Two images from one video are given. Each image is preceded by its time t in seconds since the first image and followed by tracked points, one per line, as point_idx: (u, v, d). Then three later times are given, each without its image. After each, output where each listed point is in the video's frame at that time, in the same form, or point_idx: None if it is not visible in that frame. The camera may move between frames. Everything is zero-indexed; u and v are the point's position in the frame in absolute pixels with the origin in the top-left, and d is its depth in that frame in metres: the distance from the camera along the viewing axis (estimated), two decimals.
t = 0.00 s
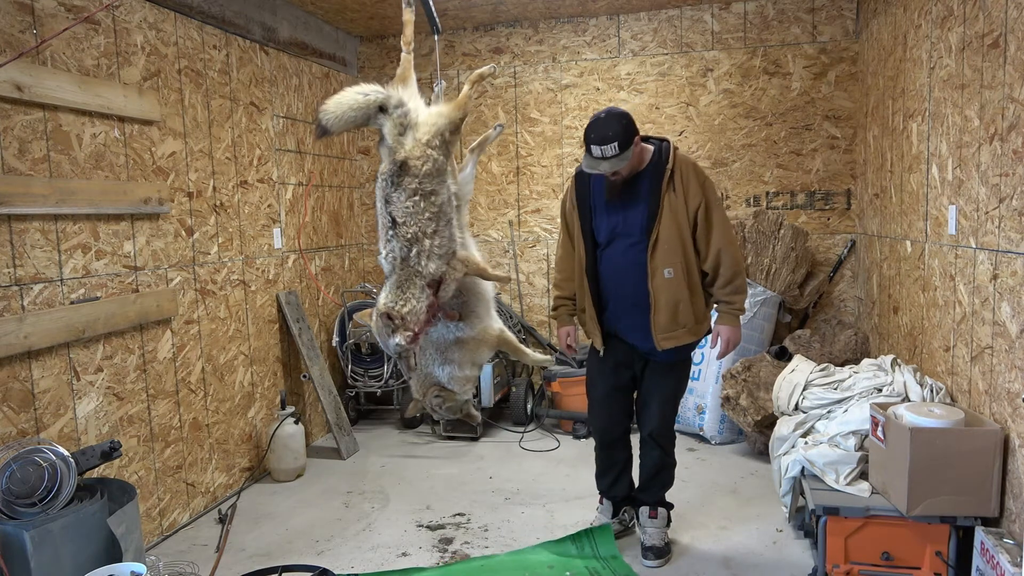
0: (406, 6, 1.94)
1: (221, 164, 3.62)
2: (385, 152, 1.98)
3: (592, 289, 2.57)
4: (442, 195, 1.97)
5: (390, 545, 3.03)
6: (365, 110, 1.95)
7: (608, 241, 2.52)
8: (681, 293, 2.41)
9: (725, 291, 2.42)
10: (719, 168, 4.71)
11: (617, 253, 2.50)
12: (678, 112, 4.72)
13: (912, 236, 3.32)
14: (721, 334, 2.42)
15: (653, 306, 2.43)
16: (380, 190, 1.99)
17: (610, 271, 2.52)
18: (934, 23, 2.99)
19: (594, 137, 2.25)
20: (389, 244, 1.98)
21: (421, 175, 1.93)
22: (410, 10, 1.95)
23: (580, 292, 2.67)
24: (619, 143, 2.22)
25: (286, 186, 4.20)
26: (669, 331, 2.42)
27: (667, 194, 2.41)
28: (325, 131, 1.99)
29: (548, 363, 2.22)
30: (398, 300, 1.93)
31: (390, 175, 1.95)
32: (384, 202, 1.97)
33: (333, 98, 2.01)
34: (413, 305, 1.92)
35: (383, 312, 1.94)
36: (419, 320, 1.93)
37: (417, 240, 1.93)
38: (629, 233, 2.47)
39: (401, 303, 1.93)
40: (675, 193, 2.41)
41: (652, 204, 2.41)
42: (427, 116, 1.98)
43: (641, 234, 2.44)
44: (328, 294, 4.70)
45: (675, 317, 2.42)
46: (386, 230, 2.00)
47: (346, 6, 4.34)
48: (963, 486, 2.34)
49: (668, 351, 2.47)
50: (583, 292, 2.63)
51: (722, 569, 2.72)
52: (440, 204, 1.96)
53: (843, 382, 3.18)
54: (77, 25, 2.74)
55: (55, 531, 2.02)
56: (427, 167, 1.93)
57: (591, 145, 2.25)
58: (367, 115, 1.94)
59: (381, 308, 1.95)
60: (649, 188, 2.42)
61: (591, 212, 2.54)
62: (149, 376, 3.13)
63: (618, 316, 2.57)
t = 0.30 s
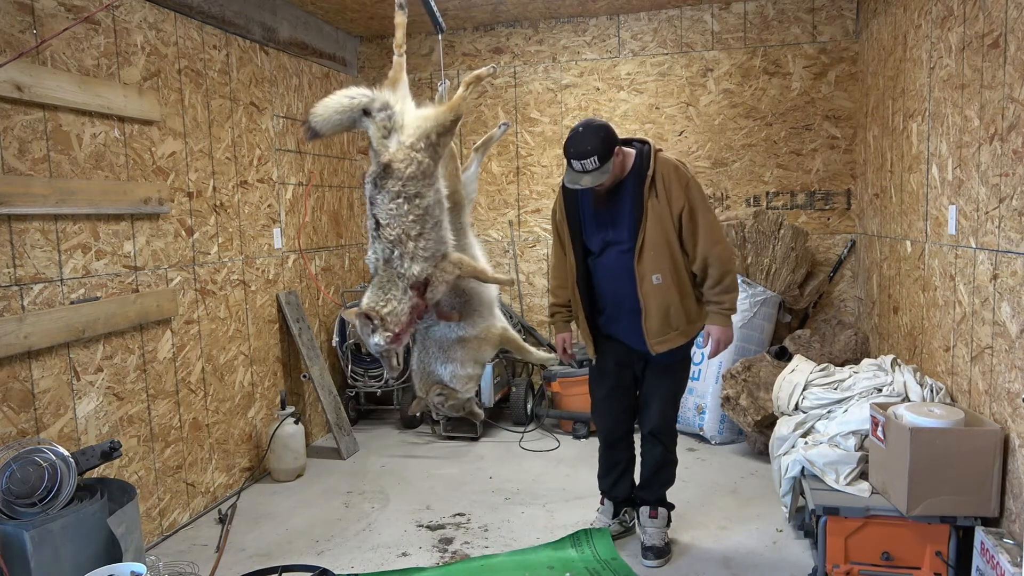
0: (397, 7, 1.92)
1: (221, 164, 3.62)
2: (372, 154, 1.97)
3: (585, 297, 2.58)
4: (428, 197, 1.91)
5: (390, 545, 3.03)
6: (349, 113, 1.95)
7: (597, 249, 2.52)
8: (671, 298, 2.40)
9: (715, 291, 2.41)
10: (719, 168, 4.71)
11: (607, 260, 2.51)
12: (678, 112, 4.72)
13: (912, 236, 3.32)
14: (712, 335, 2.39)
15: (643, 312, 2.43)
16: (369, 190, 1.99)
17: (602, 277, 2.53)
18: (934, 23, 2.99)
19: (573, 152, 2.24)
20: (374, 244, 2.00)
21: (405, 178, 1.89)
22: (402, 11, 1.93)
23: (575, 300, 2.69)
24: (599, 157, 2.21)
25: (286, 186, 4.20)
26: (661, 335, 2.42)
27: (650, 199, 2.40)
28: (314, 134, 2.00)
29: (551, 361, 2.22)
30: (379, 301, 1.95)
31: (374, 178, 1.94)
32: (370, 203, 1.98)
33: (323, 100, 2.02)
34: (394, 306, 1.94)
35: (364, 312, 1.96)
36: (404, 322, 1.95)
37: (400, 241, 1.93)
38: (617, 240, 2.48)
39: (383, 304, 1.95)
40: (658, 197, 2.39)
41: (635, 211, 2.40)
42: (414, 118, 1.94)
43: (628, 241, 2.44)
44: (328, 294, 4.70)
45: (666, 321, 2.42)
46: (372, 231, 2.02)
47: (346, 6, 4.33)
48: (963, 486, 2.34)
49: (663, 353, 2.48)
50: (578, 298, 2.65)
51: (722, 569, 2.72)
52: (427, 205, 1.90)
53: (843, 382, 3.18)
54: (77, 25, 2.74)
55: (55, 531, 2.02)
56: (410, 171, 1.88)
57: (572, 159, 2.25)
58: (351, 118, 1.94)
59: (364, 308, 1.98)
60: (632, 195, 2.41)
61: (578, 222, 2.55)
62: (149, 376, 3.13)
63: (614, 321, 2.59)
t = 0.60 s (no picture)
0: (385, 11, 1.91)
1: (221, 165, 3.62)
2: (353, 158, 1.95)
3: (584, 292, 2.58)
4: (409, 198, 1.87)
5: (390, 545, 3.03)
6: (330, 116, 1.92)
7: (599, 244, 2.53)
8: (669, 296, 2.41)
9: (710, 291, 2.39)
10: (719, 168, 4.71)
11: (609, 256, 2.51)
12: (678, 112, 4.72)
13: (912, 236, 3.32)
14: (701, 336, 2.38)
15: (641, 309, 2.43)
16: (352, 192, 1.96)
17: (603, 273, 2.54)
18: (934, 23, 2.99)
19: (582, 142, 2.23)
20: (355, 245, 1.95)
21: (383, 180, 1.85)
22: (389, 14, 1.91)
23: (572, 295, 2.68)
24: (609, 148, 2.20)
25: (286, 186, 4.21)
26: (657, 333, 2.42)
27: (655, 196, 2.40)
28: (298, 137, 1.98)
29: (550, 362, 2.22)
30: (357, 300, 1.89)
31: (354, 179, 1.92)
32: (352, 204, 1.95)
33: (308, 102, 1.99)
34: (372, 304, 1.88)
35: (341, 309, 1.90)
36: (382, 323, 1.88)
37: (379, 242, 1.88)
38: (620, 235, 2.48)
39: (360, 303, 1.89)
40: (663, 195, 2.40)
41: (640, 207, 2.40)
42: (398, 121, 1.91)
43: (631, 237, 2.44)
44: (328, 295, 4.70)
45: (662, 320, 2.42)
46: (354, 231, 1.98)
47: (346, 6, 4.33)
48: (962, 486, 2.34)
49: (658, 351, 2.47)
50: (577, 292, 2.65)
51: (722, 569, 2.72)
52: (408, 205, 1.87)
53: (843, 382, 3.18)
54: (77, 25, 2.74)
55: (55, 531, 2.02)
56: (388, 173, 1.85)
57: (581, 149, 2.24)
58: (332, 121, 1.91)
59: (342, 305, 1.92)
60: (637, 191, 2.42)
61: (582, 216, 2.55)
62: (149, 376, 3.13)
63: (611, 317, 2.59)
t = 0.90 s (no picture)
0: (373, 11, 1.87)
1: (221, 165, 3.62)
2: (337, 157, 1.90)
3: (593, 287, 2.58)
4: (388, 198, 1.81)
5: (390, 545, 3.03)
6: (315, 117, 1.89)
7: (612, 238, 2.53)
8: (679, 294, 2.39)
9: (721, 295, 2.39)
10: (719, 168, 4.71)
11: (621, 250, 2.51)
12: (677, 112, 4.72)
13: (912, 236, 3.32)
14: (713, 340, 2.39)
15: (650, 305, 2.43)
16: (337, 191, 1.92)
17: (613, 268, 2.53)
18: (934, 23, 2.99)
19: (605, 124, 2.25)
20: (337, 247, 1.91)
21: (361, 180, 1.82)
22: (378, 14, 1.88)
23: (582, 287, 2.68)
24: (630, 132, 2.22)
25: (286, 186, 4.21)
26: (664, 331, 2.40)
27: (671, 193, 2.40)
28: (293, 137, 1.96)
29: (550, 364, 2.20)
30: (337, 298, 1.83)
31: (337, 177, 1.89)
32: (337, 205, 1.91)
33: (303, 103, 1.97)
34: (349, 304, 1.80)
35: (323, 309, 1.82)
36: (362, 321, 1.80)
37: (359, 242, 1.83)
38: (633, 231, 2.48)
39: (338, 302, 1.82)
40: (680, 192, 2.40)
41: (655, 203, 2.40)
42: (381, 122, 1.86)
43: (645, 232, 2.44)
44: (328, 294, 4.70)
45: (671, 317, 2.41)
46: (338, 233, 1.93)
47: (346, 6, 4.33)
48: (963, 486, 2.34)
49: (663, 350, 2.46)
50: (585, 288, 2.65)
51: (722, 570, 2.72)
52: (388, 204, 1.81)
53: (843, 382, 3.18)
54: (77, 25, 2.74)
55: (55, 531, 2.02)
56: (366, 173, 1.81)
57: (603, 130, 2.26)
58: (317, 124, 1.89)
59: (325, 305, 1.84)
60: (654, 187, 2.42)
61: (596, 209, 2.55)
62: (149, 376, 3.13)
63: (619, 314, 2.58)
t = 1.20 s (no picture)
0: (366, 10, 1.83)
1: (221, 165, 3.62)
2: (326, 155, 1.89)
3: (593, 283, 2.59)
4: (373, 196, 1.79)
5: (390, 545, 3.03)
6: (306, 117, 1.88)
7: (614, 236, 2.53)
8: (675, 296, 2.40)
9: (727, 302, 2.39)
10: (719, 168, 4.71)
11: (621, 249, 2.51)
12: (678, 112, 4.72)
13: (912, 236, 3.32)
14: (719, 347, 2.39)
15: (646, 304, 2.44)
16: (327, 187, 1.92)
17: (613, 266, 2.54)
18: (934, 23, 2.99)
19: (615, 119, 2.25)
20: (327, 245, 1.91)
21: (345, 179, 1.81)
22: (371, 13, 1.83)
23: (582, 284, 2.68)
24: (641, 128, 2.21)
25: (286, 186, 4.21)
26: (657, 332, 2.42)
27: (675, 195, 2.40)
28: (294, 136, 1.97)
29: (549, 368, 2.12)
30: (325, 295, 1.86)
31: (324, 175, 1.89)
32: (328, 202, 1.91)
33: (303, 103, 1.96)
34: (335, 300, 1.83)
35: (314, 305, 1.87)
36: (348, 318, 1.80)
37: (345, 242, 1.83)
38: (635, 230, 2.48)
39: (327, 299, 1.85)
40: (684, 195, 2.39)
41: (658, 204, 2.41)
42: (365, 121, 1.82)
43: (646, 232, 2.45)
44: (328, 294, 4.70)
45: (665, 319, 2.42)
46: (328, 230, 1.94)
47: (346, 6, 4.33)
48: (963, 486, 2.34)
49: (655, 350, 2.48)
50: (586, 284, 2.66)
51: (722, 569, 2.72)
52: (373, 203, 1.79)
53: (843, 382, 3.18)
54: (77, 25, 2.74)
55: (55, 531, 2.02)
56: (349, 172, 1.80)
57: (613, 126, 2.25)
58: (309, 125, 1.88)
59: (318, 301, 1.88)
60: (658, 188, 2.42)
61: (601, 206, 2.56)
62: (149, 376, 3.13)
63: (615, 312, 2.59)
